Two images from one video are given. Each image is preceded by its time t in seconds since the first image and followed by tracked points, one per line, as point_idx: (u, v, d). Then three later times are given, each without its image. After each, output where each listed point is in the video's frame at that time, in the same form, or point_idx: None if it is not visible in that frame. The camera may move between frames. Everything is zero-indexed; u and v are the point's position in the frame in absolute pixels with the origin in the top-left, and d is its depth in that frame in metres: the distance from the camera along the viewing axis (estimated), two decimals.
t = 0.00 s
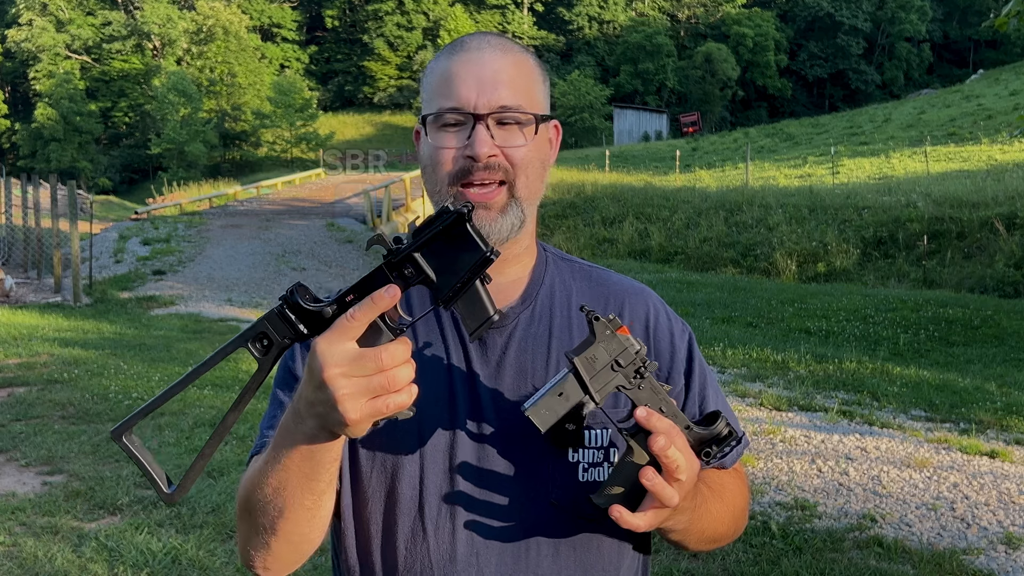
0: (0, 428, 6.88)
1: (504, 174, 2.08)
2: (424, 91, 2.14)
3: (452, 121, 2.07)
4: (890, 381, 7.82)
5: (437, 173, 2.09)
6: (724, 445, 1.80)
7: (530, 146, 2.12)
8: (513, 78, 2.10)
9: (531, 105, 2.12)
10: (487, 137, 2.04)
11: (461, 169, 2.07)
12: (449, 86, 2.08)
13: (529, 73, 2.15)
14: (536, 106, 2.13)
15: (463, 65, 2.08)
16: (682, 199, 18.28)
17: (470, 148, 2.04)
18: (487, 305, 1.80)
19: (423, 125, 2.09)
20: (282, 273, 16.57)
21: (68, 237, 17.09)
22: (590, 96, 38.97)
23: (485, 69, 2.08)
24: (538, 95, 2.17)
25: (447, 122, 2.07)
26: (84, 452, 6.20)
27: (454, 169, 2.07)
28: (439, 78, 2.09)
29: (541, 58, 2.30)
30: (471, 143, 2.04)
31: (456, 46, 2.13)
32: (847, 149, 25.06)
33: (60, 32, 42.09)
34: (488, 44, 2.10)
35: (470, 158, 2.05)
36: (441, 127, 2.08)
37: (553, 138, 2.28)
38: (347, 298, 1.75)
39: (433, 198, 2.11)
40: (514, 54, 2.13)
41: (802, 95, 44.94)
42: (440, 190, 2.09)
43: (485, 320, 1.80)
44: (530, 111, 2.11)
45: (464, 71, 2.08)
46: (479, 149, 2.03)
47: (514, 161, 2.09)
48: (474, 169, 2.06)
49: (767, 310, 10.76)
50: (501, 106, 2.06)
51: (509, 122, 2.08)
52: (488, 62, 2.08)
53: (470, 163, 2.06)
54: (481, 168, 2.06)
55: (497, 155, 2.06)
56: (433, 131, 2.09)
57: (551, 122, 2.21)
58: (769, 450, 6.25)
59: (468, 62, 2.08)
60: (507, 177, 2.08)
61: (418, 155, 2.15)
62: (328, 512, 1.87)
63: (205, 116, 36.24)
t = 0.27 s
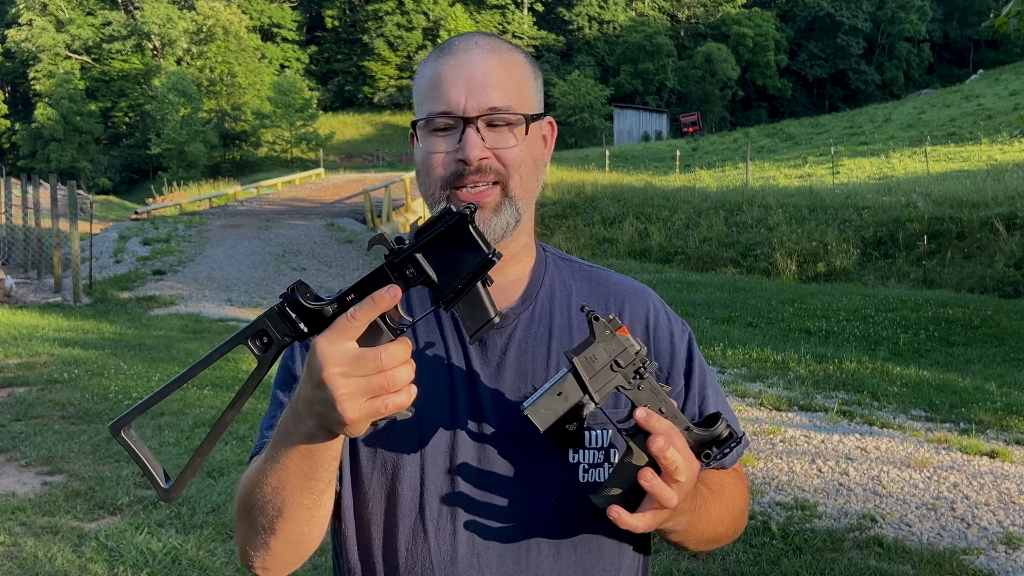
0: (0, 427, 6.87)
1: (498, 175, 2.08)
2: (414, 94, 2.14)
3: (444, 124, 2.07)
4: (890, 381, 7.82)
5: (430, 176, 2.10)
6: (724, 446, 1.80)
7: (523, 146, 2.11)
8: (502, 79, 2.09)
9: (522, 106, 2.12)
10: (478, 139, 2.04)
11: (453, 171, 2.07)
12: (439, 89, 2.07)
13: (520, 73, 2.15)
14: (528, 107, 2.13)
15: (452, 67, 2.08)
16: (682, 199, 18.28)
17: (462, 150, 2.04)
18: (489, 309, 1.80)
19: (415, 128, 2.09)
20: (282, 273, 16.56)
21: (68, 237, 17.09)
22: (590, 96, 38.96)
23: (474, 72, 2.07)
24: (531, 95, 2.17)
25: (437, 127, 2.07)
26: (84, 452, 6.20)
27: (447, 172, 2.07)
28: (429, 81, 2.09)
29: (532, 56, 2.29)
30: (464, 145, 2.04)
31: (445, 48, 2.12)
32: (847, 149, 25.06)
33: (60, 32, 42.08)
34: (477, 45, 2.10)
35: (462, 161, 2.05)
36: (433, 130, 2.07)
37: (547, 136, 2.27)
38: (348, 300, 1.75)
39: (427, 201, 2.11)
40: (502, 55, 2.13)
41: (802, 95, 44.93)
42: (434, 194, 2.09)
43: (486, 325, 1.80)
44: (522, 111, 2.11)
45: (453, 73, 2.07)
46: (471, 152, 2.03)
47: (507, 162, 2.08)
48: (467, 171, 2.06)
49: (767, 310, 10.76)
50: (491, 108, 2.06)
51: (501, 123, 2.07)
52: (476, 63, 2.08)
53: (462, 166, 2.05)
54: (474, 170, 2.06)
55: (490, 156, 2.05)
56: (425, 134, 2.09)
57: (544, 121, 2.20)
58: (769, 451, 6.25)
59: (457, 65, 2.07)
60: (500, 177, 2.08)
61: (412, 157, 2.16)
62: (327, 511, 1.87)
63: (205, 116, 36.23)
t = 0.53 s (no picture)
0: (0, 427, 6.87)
1: (499, 174, 2.08)
2: (416, 94, 2.13)
3: (445, 124, 2.07)
4: (889, 381, 7.82)
5: (431, 175, 2.09)
6: (723, 449, 1.80)
7: (524, 147, 2.11)
8: (504, 79, 2.09)
9: (523, 106, 2.12)
10: (480, 140, 2.04)
11: (454, 172, 2.07)
12: (440, 89, 2.07)
13: (520, 73, 2.15)
14: (529, 107, 2.13)
15: (452, 67, 2.07)
16: (682, 199, 18.28)
17: (464, 151, 2.04)
18: (491, 317, 1.80)
19: (416, 128, 2.09)
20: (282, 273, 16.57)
21: (69, 237, 17.09)
22: (590, 96, 38.99)
23: (475, 72, 2.07)
24: (532, 95, 2.17)
25: (439, 126, 2.07)
26: (84, 452, 6.20)
27: (447, 173, 2.08)
28: (430, 81, 2.09)
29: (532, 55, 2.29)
30: (465, 146, 2.04)
31: (447, 48, 2.12)
32: (847, 149, 25.06)
33: (59, 32, 42.08)
34: (478, 46, 2.10)
35: (464, 161, 2.05)
36: (434, 130, 2.07)
37: (547, 136, 2.27)
38: (350, 303, 1.75)
39: (427, 203, 2.11)
40: (503, 55, 2.13)
41: (802, 96, 44.95)
42: (435, 194, 2.09)
43: (489, 332, 1.80)
44: (522, 112, 2.11)
45: (454, 73, 2.07)
46: (473, 152, 2.03)
47: (508, 163, 2.08)
48: (468, 173, 2.06)
49: (767, 310, 10.76)
50: (494, 107, 2.06)
51: (502, 124, 2.08)
52: (478, 64, 2.08)
53: (464, 166, 2.05)
54: (475, 171, 2.06)
55: (491, 157, 2.05)
56: (425, 134, 2.09)
57: (545, 121, 2.21)
58: (769, 450, 6.25)
59: (458, 65, 2.07)
60: (502, 177, 2.08)
61: (413, 157, 2.16)
62: (324, 514, 1.87)
63: (205, 116, 36.22)
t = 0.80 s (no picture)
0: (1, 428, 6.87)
1: (497, 174, 2.08)
2: (413, 95, 2.14)
3: (443, 123, 2.07)
4: (890, 381, 7.82)
5: (428, 176, 2.09)
6: (721, 451, 1.81)
7: (522, 146, 2.11)
8: (501, 80, 2.08)
9: (521, 106, 2.12)
10: (478, 140, 2.04)
11: (452, 172, 2.07)
12: (438, 89, 2.07)
13: (519, 73, 2.14)
14: (528, 107, 2.13)
15: (449, 67, 2.07)
16: (682, 199, 18.28)
17: (461, 151, 2.04)
18: (492, 319, 1.80)
19: (414, 128, 2.09)
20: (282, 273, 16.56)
21: (69, 237, 17.08)
22: (590, 96, 39.01)
23: (471, 72, 2.07)
24: (529, 96, 2.17)
25: (436, 125, 2.07)
26: (84, 452, 6.20)
27: (445, 172, 2.07)
28: (427, 81, 2.08)
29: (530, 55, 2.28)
30: (463, 147, 2.04)
31: (444, 48, 2.12)
32: (847, 149, 25.06)
33: (60, 32, 42.08)
34: (476, 45, 2.09)
35: (462, 162, 2.04)
36: (432, 130, 2.08)
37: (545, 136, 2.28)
38: (351, 306, 1.75)
39: (425, 203, 2.11)
40: (501, 54, 2.13)
41: (802, 96, 44.96)
42: (432, 194, 2.09)
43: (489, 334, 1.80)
44: (520, 113, 2.11)
45: (451, 73, 2.06)
46: (471, 152, 2.03)
47: (507, 162, 2.09)
48: (467, 172, 2.05)
49: (767, 310, 10.76)
50: (491, 107, 2.06)
51: (500, 123, 2.08)
52: (475, 64, 2.07)
53: (462, 166, 2.05)
54: (474, 171, 2.05)
55: (489, 156, 2.05)
56: (423, 134, 2.09)
57: (544, 120, 2.21)
58: (769, 450, 6.25)
59: (455, 64, 2.06)
60: (500, 176, 2.08)
61: (411, 157, 2.16)
62: (322, 515, 1.87)
63: (205, 116, 36.22)
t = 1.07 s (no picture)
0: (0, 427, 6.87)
1: (496, 173, 2.09)
2: (412, 95, 2.13)
3: (442, 123, 2.06)
4: (890, 381, 7.82)
5: (428, 176, 2.09)
6: (719, 451, 1.81)
7: (522, 145, 2.12)
8: (500, 79, 2.08)
9: (519, 106, 2.11)
10: (477, 139, 2.03)
11: (450, 171, 2.07)
12: (437, 88, 2.06)
13: (516, 71, 2.14)
14: (527, 106, 2.13)
15: (449, 67, 2.06)
16: (682, 199, 18.28)
17: (460, 150, 2.04)
18: (491, 317, 1.80)
19: (413, 127, 2.09)
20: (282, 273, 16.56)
21: (69, 237, 17.08)
22: (590, 96, 39.02)
23: (470, 71, 2.06)
24: (527, 94, 2.16)
25: (436, 125, 2.06)
26: (84, 452, 6.20)
27: (443, 171, 2.08)
28: (425, 82, 2.08)
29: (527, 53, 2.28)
30: (462, 146, 2.04)
31: (444, 45, 2.10)
32: (847, 149, 25.05)
33: (60, 32, 42.09)
34: (474, 45, 2.08)
35: (462, 160, 2.04)
36: (431, 129, 2.07)
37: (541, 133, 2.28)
38: (351, 303, 1.74)
39: (425, 202, 2.11)
40: (501, 53, 2.12)
41: (802, 96, 44.95)
42: (431, 193, 2.09)
43: (489, 330, 1.80)
44: (519, 110, 2.11)
45: (450, 73, 2.05)
46: (471, 152, 2.03)
47: (507, 161, 2.09)
48: (465, 171, 2.06)
49: (767, 310, 10.76)
50: (491, 106, 2.06)
51: (499, 122, 2.08)
52: (474, 63, 2.07)
53: (460, 165, 2.05)
54: (472, 169, 2.06)
55: (490, 155, 2.06)
56: (421, 134, 2.09)
57: (541, 119, 2.20)
58: (769, 450, 6.25)
59: (453, 65, 2.06)
60: (500, 175, 2.09)
61: (410, 157, 2.16)
62: (321, 515, 1.87)
63: (205, 116, 36.23)
